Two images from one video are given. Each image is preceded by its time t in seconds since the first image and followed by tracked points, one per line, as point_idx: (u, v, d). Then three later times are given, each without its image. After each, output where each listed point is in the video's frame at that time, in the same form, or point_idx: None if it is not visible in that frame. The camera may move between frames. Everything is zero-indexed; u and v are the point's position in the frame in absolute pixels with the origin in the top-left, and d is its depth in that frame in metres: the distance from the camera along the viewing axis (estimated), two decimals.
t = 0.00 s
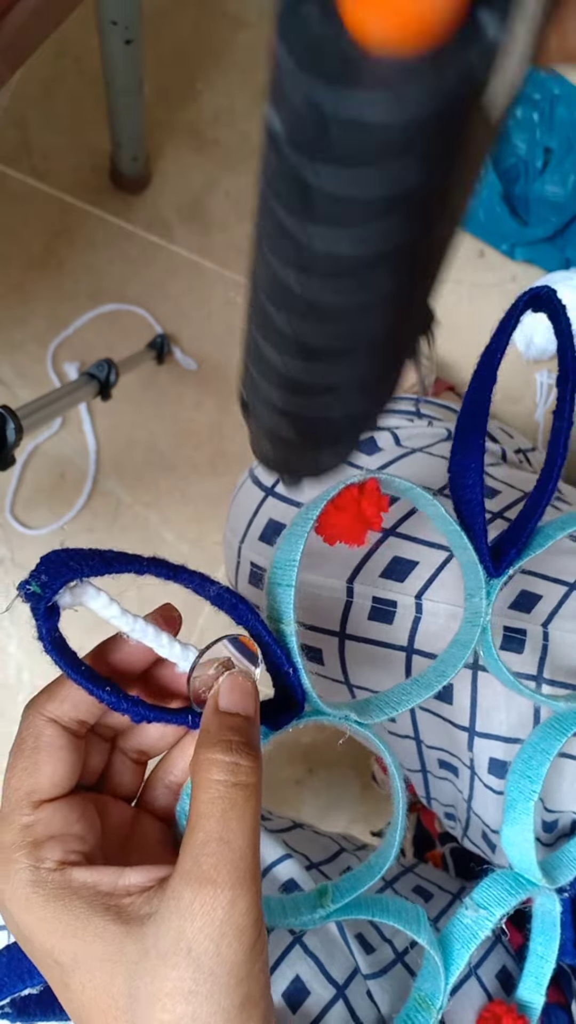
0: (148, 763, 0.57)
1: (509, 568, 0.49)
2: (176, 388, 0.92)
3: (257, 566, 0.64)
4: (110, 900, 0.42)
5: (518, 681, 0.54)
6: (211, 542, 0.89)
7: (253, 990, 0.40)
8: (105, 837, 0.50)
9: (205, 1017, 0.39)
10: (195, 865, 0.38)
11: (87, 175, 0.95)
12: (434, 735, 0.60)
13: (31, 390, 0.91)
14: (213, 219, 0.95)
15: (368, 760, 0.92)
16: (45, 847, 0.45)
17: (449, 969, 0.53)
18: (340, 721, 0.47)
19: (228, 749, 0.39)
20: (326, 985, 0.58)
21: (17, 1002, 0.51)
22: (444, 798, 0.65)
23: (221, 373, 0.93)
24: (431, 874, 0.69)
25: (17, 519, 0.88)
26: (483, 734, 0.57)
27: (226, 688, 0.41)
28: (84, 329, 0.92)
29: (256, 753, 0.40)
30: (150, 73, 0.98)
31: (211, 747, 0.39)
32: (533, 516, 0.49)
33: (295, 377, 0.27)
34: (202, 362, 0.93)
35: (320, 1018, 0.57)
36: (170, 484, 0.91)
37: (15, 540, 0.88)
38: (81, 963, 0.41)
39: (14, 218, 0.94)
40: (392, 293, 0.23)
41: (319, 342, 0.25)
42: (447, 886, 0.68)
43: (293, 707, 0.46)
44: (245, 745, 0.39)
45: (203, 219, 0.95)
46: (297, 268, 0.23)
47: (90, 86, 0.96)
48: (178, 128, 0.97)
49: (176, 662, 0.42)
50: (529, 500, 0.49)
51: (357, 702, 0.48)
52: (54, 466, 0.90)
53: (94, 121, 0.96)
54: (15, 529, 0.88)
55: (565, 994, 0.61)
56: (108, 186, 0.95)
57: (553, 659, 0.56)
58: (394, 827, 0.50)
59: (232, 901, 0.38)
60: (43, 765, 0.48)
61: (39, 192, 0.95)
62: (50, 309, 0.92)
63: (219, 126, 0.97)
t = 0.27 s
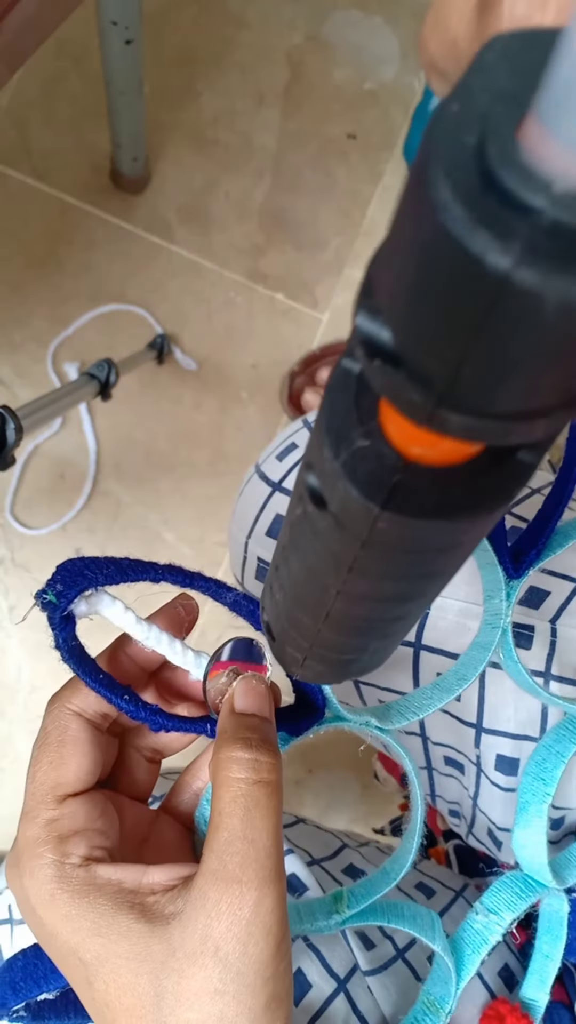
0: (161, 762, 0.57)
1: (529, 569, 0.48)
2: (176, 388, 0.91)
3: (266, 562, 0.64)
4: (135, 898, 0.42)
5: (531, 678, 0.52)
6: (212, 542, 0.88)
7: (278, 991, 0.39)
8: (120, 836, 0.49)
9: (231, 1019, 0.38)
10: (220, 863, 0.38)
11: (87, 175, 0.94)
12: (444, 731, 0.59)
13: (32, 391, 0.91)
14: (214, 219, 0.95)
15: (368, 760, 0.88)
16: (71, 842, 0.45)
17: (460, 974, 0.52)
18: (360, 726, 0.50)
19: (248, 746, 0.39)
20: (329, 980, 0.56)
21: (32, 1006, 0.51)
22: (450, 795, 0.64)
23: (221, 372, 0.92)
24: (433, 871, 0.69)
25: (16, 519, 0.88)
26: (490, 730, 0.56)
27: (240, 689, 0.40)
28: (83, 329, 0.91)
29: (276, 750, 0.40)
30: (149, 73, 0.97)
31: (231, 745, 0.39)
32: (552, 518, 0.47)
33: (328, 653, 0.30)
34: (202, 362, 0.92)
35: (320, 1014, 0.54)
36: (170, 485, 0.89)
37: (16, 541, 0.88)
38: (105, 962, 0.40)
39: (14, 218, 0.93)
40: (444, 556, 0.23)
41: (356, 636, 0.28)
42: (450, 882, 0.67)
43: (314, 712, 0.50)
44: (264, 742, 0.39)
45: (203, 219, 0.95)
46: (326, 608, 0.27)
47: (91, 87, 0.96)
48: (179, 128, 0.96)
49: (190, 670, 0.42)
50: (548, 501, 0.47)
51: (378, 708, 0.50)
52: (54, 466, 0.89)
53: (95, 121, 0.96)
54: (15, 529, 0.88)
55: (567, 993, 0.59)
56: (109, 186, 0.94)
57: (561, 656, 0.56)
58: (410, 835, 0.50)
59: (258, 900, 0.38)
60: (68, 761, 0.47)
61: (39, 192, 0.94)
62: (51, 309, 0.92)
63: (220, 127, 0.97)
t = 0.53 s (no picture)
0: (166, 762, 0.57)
1: (550, 574, 0.48)
2: (176, 388, 0.91)
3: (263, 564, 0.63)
4: (143, 904, 0.42)
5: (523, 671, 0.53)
6: (211, 542, 0.88)
7: (288, 1001, 0.40)
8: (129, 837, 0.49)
9: None
10: (230, 876, 0.38)
11: (87, 176, 0.94)
12: (443, 733, 0.59)
13: (32, 391, 0.91)
14: (213, 219, 0.95)
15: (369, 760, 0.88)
16: (81, 846, 0.45)
17: (463, 979, 0.52)
18: (372, 731, 0.50)
19: (259, 757, 0.39)
20: (328, 979, 0.56)
21: (34, 1006, 0.51)
22: (448, 798, 0.64)
23: (221, 372, 0.92)
24: (433, 871, 0.69)
25: (16, 519, 0.88)
26: (488, 732, 0.56)
27: (248, 699, 0.39)
28: (83, 329, 0.91)
29: (286, 761, 0.40)
30: (149, 73, 0.97)
31: (242, 756, 0.39)
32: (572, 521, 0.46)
33: (289, 668, 0.31)
34: (202, 362, 0.92)
35: (321, 1013, 0.54)
36: (169, 484, 0.89)
37: (15, 541, 0.88)
38: (112, 969, 0.40)
39: (15, 218, 0.93)
40: (378, 584, 0.25)
41: (312, 656, 0.30)
42: (450, 883, 0.67)
43: (326, 717, 0.50)
44: (274, 752, 0.39)
45: (203, 220, 0.95)
46: (284, 629, 0.28)
47: (90, 86, 0.96)
48: (178, 128, 0.96)
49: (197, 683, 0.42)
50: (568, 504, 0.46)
51: (390, 711, 0.50)
52: (53, 466, 0.90)
53: (95, 121, 0.96)
54: (15, 529, 0.88)
55: (568, 994, 0.59)
56: (108, 186, 0.94)
57: (560, 656, 0.56)
58: (419, 838, 0.50)
59: (269, 912, 0.38)
60: (81, 759, 0.47)
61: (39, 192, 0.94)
62: (50, 309, 0.92)
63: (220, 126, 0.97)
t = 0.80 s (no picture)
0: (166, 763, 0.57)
1: (540, 571, 0.48)
2: (176, 388, 0.91)
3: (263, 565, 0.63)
4: (143, 901, 0.42)
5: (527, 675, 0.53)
6: (211, 542, 0.88)
7: (290, 997, 0.40)
8: (126, 838, 0.50)
9: None
10: (235, 869, 0.38)
11: (87, 176, 0.94)
12: (443, 733, 0.59)
13: (32, 391, 0.91)
14: (213, 219, 0.95)
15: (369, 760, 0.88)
16: (77, 848, 0.45)
17: (461, 977, 0.52)
18: (371, 731, 0.50)
19: (266, 751, 0.39)
20: (328, 978, 0.56)
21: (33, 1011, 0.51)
22: (448, 798, 0.64)
23: (221, 372, 0.92)
24: (433, 871, 0.69)
25: (16, 519, 0.88)
26: (489, 732, 0.57)
27: (253, 693, 0.40)
28: (83, 329, 0.91)
29: (293, 755, 0.40)
30: (149, 73, 0.97)
31: (248, 750, 0.39)
32: (564, 519, 0.46)
33: (293, 675, 0.32)
34: (202, 362, 0.92)
35: (321, 1011, 0.54)
36: (170, 484, 0.90)
37: (15, 541, 0.88)
38: (113, 967, 0.40)
39: (15, 218, 0.93)
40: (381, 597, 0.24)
41: (312, 662, 0.30)
42: (450, 883, 0.67)
43: (326, 717, 0.50)
44: (280, 745, 0.40)
45: (204, 220, 0.95)
46: (286, 636, 0.28)
47: (90, 86, 0.96)
48: (179, 128, 0.96)
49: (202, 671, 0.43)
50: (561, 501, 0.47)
51: (389, 712, 0.51)
52: (53, 466, 0.90)
53: (94, 121, 0.96)
54: (15, 529, 0.88)
55: (568, 994, 0.59)
56: (108, 186, 0.94)
57: (560, 656, 0.56)
58: (417, 841, 0.50)
59: (273, 906, 0.38)
60: (75, 764, 0.47)
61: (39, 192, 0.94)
62: (50, 309, 0.92)
63: (220, 126, 0.97)
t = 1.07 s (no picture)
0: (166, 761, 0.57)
1: (543, 570, 0.48)
2: (176, 388, 0.91)
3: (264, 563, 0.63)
4: (148, 897, 0.42)
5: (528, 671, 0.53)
6: (212, 542, 0.88)
7: (294, 993, 0.40)
8: (128, 833, 0.50)
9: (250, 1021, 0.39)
10: (241, 866, 0.38)
11: (87, 176, 0.94)
12: (443, 731, 0.59)
13: (32, 391, 0.91)
14: (213, 219, 0.95)
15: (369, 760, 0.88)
16: (80, 843, 0.45)
17: (460, 974, 0.52)
18: (372, 728, 0.50)
19: (271, 747, 0.39)
20: (328, 976, 0.56)
21: (31, 1008, 0.51)
22: (449, 797, 0.64)
23: (221, 372, 0.92)
24: (433, 870, 0.69)
25: (16, 519, 0.88)
26: (489, 731, 0.56)
27: (257, 691, 0.40)
28: (83, 329, 0.91)
29: (296, 749, 0.40)
30: (149, 73, 0.97)
31: (254, 746, 0.39)
32: (567, 517, 0.47)
33: (281, 653, 0.32)
34: (202, 362, 0.92)
35: (321, 1009, 0.54)
36: (170, 485, 0.90)
37: (15, 540, 0.88)
38: (120, 964, 0.40)
39: (15, 218, 0.93)
40: (362, 582, 0.25)
41: (298, 642, 0.30)
42: (450, 881, 0.67)
43: (329, 712, 0.49)
44: (285, 741, 0.40)
45: (204, 220, 0.95)
46: (274, 616, 0.28)
47: (90, 87, 0.97)
48: (178, 128, 0.96)
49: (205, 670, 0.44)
50: (564, 500, 0.47)
51: (389, 708, 0.50)
52: (53, 466, 0.90)
53: (94, 121, 0.96)
54: (15, 529, 0.88)
55: (568, 993, 0.59)
56: (108, 186, 0.94)
57: (561, 655, 0.56)
58: (417, 835, 0.50)
59: (280, 903, 0.38)
60: (72, 759, 0.47)
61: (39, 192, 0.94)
62: (50, 309, 0.92)
63: (220, 126, 0.97)
